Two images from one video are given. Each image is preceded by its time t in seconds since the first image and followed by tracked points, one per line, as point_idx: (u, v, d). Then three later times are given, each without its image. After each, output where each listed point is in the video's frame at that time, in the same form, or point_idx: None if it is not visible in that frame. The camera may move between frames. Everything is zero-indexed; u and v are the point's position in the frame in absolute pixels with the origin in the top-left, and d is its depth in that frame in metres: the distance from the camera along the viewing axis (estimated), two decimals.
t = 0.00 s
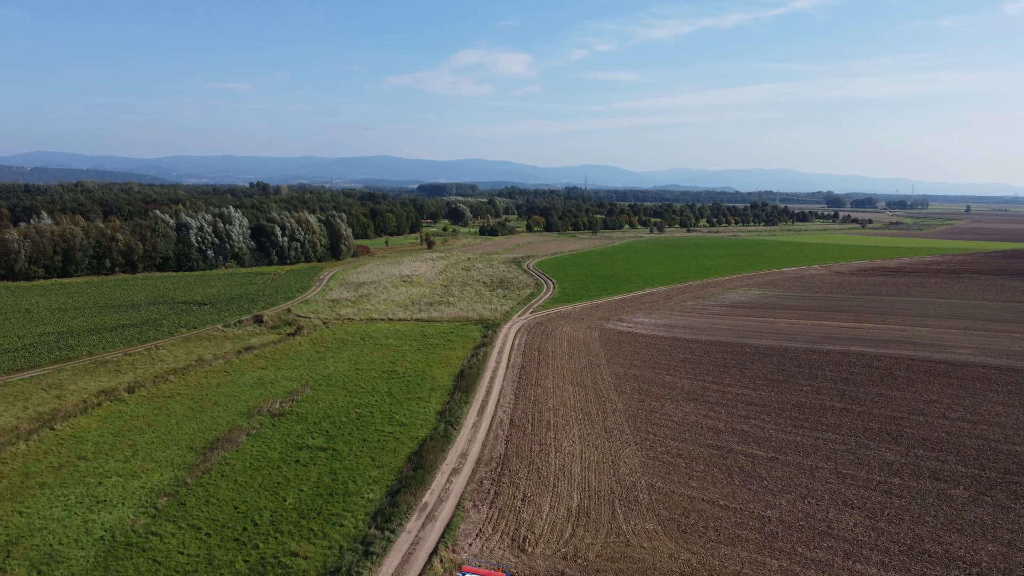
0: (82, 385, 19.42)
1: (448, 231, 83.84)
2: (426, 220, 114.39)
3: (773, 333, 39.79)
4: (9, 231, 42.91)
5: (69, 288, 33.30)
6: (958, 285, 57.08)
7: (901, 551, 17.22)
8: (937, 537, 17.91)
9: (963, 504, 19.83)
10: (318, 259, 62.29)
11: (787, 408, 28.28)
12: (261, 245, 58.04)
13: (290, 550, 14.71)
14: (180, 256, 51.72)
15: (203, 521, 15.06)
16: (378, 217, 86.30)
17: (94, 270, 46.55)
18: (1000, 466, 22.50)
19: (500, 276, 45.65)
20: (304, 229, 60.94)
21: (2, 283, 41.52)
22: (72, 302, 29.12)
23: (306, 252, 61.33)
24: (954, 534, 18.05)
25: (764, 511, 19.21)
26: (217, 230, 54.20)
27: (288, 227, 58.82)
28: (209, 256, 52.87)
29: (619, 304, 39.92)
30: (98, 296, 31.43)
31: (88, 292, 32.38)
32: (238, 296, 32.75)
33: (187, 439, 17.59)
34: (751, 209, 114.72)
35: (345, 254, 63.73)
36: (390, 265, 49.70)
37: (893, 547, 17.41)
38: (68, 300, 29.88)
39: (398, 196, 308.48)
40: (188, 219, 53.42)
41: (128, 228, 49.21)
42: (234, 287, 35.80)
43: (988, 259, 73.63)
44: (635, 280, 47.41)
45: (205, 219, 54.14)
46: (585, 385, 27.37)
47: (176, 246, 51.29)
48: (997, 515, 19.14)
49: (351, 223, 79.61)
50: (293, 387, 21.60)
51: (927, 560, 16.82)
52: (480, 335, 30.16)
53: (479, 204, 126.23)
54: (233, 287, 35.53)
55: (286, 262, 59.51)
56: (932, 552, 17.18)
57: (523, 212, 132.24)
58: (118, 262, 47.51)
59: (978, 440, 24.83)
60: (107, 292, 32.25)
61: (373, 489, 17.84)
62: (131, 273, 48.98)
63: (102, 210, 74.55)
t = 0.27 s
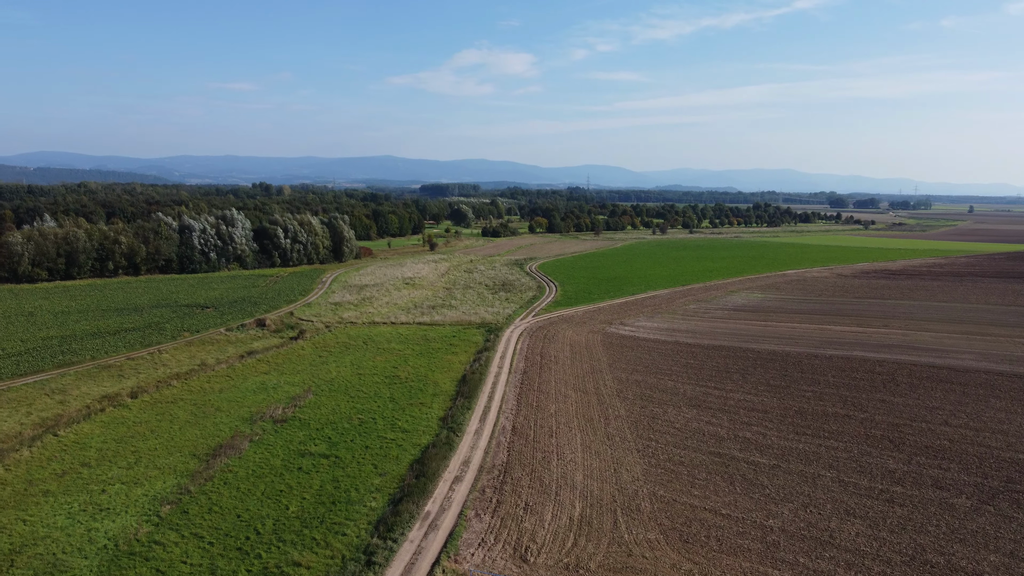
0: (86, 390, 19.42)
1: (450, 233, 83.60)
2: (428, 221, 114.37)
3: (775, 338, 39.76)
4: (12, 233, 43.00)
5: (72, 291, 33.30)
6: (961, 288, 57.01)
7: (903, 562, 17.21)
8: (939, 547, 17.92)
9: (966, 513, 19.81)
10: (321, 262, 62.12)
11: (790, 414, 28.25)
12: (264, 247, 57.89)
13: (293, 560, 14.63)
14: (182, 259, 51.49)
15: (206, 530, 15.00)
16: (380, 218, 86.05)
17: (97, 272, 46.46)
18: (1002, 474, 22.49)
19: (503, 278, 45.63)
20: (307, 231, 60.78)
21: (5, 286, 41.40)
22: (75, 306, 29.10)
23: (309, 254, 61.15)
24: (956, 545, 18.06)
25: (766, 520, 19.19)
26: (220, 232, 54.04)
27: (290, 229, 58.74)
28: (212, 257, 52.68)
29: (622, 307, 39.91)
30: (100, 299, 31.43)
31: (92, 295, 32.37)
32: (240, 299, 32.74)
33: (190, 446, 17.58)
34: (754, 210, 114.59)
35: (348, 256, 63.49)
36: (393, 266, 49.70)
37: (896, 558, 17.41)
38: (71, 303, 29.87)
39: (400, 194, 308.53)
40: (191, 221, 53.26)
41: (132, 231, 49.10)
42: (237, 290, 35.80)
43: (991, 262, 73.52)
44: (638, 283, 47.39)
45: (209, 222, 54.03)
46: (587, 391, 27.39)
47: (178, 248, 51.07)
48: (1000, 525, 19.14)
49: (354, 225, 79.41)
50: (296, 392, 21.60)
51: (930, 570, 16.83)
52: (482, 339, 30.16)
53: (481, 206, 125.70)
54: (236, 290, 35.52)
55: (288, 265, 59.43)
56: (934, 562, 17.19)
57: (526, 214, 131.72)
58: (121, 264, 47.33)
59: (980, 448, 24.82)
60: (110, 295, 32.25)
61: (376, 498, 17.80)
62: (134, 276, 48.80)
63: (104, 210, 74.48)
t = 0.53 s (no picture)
0: (96, 395, 19.47)
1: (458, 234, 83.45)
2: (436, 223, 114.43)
3: (783, 342, 39.51)
4: (23, 236, 43.21)
5: (81, 293, 33.38)
6: (971, 291, 56.48)
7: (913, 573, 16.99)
8: (949, 559, 17.69)
9: (975, 523, 19.59)
10: (328, 263, 62.00)
11: (798, 421, 28.04)
12: (272, 249, 57.83)
13: (301, 569, 14.50)
14: (191, 261, 51.41)
15: (215, 538, 14.91)
16: (388, 219, 85.83)
17: (106, 275, 46.51)
18: (1012, 484, 22.24)
19: (511, 281, 45.55)
20: (314, 233, 60.68)
21: (15, 288, 41.49)
22: (85, 308, 29.21)
23: (317, 256, 61.08)
24: (965, 556, 17.84)
25: (774, 530, 18.97)
26: (229, 234, 53.95)
27: (298, 231, 58.75)
28: (220, 260, 52.57)
29: (629, 310, 39.74)
30: (110, 301, 31.51)
31: (101, 298, 32.46)
32: (249, 302, 32.78)
33: (199, 452, 17.59)
34: (762, 211, 114.04)
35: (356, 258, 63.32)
36: (401, 268, 49.70)
37: (905, 569, 17.18)
38: (81, 306, 29.95)
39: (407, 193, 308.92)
40: (200, 223, 52.99)
41: (141, 233, 49.11)
42: (245, 292, 35.86)
43: (1002, 264, 72.81)
44: (646, 285, 47.19)
45: (217, 224, 54.01)
46: (595, 397, 27.26)
47: (187, 250, 51.02)
48: (1010, 536, 18.90)
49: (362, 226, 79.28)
50: (304, 397, 21.59)
51: None
52: (490, 343, 30.10)
53: (489, 206, 125.29)
54: (244, 292, 35.56)
55: (296, 267, 59.44)
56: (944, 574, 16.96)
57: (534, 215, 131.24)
58: (130, 267, 47.28)
59: (990, 456, 24.57)
60: (119, 298, 32.34)
61: (384, 506, 17.72)
62: (143, 278, 48.75)
63: (113, 212, 74.56)
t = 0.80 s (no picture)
0: (122, 398, 19.64)
1: (479, 236, 83.32)
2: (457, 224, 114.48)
3: (808, 348, 38.65)
4: (52, 238, 43.89)
5: (109, 295, 33.92)
6: (1004, 296, 54.72)
7: None
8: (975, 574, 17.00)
9: (1003, 537, 18.87)
10: (350, 265, 62.18)
11: (821, 429, 27.33)
12: (295, 251, 58.15)
13: None
14: (215, 263, 51.87)
15: (238, 544, 14.80)
16: (409, 221, 85.87)
17: (132, 276, 47.17)
18: None
19: (531, 283, 45.27)
20: (336, 235, 60.91)
21: (44, 290, 42.20)
22: (112, 310, 29.63)
23: (338, 258, 61.30)
24: (990, 571, 17.19)
25: (797, 542, 18.38)
26: (252, 236, 54.27)
27: (321, 233, 59.01)
28: (244, 262, 52.84)
29: (651, 314, 39.22)
30: (136, 303, 31.95)
31: (128, 300, 32.90)
32: (271, 305, 32.97)
33: (223, 457, 17.62)
34: (786, 212, 112.09)
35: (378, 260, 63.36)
36: (422, 270, 49.75)
37: None
38: (108, 308, 30.35)
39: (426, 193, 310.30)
40: (224, 225, 53.35)
41: (166, 235, 49.66)
42: (268, 295, 36.12)
43: None
44: (668, 288, 46.56)
45: (241, 226, 54.45)
46: (616, 403, 26.88)
47: (212, 252, 51.52)
48: None
49: (384, 228, 79.49)
50: (326, 402, 21.56)
51: None
52: (510, 347, 29.87)
53: (509, 207, 124.88)
54: (268, 295, 35.79)
55: (319, 269, 59.69)
56: None
57: (554, 216, 130.41)
58: (156, 268, 47.94)
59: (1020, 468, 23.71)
60: (146, 300, 32.77)
61: (405, 513, 17.52)
62: (168, 280, 49.34)
63: (139, 213, 75.12)
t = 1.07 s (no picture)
0: (146, 401, 19.80)
1: (498, 237, 83.00)
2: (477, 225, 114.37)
3: (831, 354, 37.80)
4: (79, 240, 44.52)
5: (134, 297, 34.34)
6: None
7: None
8: None
9: None
10: (370, 267, 62.24)
11: (844, 438, 26.66)
12: (316, 253, 58.32)
13: None
14: (238, 265, 52.34)
15: (260, 550, 14.71)
16: (429, 223, 85.75)
17: (156, 278, 47.65)
18: None
19: (552, 286, 44.97)
20: (357, 237, 60.99)
21: (71, 291, 42.83)
22: (137, 313, 29.95)
23: (359, 261, 61.39)
24: None
25: (818, 554, 17.89)
26: (274, 239, 54.69)
27: (341, 235, 59.15)
28: (266, 264, 53.26)
29: (672, 318, 38.71)
30: (160, 305, 32.25)
31: (153, 302, 33.27)
32: (292, 307, 33.11)
33: (244, 462, 17.65)
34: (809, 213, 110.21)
35: (398, 262, 63.33)
36: (442, 272, 49.70)
37: None
38: (133, 310, 30.72)
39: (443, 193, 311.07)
40: (247, 228, 53.97)
41: (190, 237, 50.12)
42: (290, 297, 36.29)
43: None
44: (690, 292, 45.93)
45: (263, 228, 54.78)
46: (636, 410, 26.54)
47: (234, 254, 51.98)
48: None
49: (404, 229, 79.53)
50: (347, 406, 21.52)
51: None
52: (530, 352, 29.64)
53: (529, 208, 124.29)
54: (289, 297, 35.95)
55: (339, 271, 59.83)
56: None
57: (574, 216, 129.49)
58: (180, 270, 48.44)
59: None
60: (170, 302, 33.10)
61: (424, 520, 17.31)
62: (192, 282, 49.81)
63: (164, 214, 76.42)
